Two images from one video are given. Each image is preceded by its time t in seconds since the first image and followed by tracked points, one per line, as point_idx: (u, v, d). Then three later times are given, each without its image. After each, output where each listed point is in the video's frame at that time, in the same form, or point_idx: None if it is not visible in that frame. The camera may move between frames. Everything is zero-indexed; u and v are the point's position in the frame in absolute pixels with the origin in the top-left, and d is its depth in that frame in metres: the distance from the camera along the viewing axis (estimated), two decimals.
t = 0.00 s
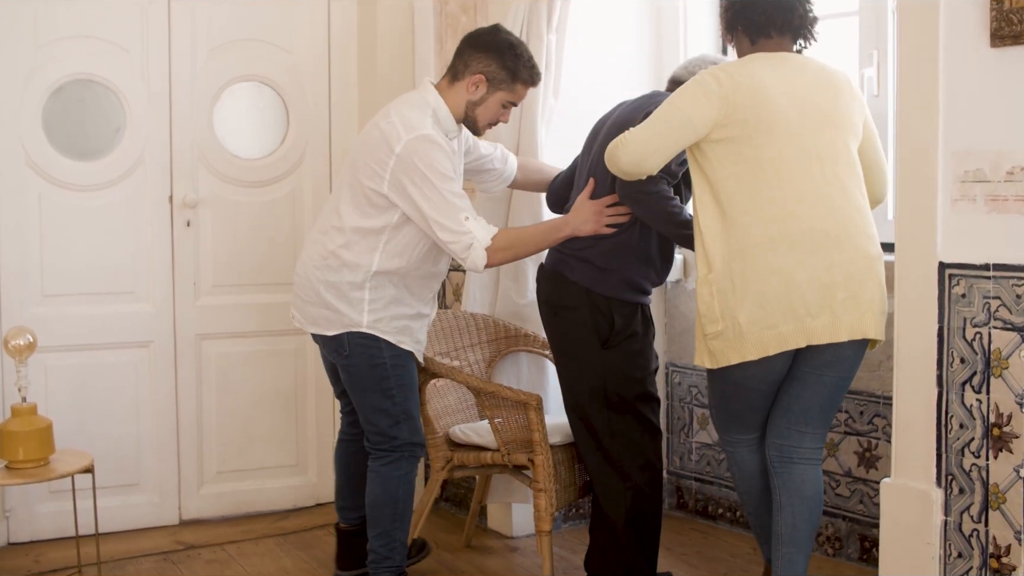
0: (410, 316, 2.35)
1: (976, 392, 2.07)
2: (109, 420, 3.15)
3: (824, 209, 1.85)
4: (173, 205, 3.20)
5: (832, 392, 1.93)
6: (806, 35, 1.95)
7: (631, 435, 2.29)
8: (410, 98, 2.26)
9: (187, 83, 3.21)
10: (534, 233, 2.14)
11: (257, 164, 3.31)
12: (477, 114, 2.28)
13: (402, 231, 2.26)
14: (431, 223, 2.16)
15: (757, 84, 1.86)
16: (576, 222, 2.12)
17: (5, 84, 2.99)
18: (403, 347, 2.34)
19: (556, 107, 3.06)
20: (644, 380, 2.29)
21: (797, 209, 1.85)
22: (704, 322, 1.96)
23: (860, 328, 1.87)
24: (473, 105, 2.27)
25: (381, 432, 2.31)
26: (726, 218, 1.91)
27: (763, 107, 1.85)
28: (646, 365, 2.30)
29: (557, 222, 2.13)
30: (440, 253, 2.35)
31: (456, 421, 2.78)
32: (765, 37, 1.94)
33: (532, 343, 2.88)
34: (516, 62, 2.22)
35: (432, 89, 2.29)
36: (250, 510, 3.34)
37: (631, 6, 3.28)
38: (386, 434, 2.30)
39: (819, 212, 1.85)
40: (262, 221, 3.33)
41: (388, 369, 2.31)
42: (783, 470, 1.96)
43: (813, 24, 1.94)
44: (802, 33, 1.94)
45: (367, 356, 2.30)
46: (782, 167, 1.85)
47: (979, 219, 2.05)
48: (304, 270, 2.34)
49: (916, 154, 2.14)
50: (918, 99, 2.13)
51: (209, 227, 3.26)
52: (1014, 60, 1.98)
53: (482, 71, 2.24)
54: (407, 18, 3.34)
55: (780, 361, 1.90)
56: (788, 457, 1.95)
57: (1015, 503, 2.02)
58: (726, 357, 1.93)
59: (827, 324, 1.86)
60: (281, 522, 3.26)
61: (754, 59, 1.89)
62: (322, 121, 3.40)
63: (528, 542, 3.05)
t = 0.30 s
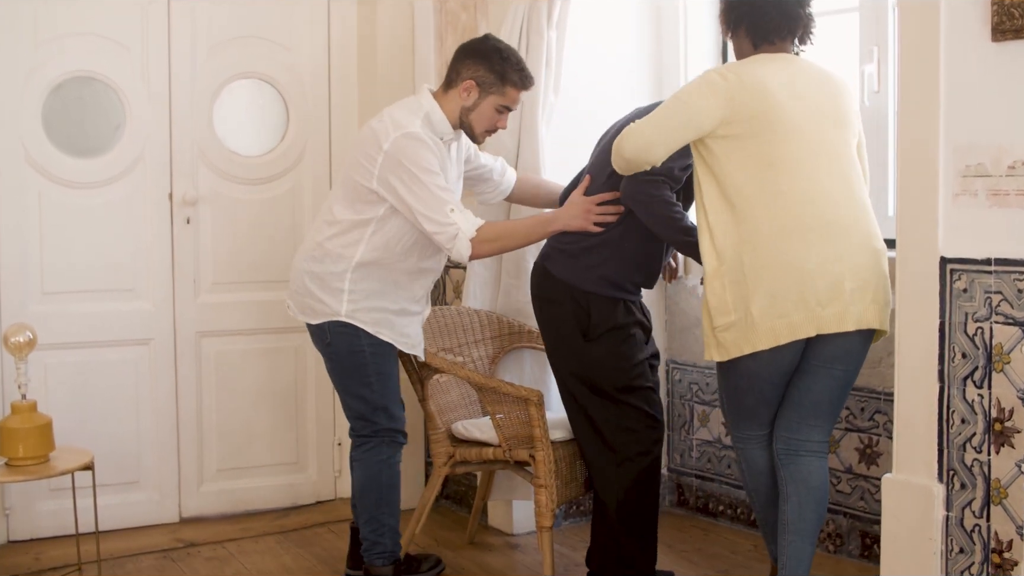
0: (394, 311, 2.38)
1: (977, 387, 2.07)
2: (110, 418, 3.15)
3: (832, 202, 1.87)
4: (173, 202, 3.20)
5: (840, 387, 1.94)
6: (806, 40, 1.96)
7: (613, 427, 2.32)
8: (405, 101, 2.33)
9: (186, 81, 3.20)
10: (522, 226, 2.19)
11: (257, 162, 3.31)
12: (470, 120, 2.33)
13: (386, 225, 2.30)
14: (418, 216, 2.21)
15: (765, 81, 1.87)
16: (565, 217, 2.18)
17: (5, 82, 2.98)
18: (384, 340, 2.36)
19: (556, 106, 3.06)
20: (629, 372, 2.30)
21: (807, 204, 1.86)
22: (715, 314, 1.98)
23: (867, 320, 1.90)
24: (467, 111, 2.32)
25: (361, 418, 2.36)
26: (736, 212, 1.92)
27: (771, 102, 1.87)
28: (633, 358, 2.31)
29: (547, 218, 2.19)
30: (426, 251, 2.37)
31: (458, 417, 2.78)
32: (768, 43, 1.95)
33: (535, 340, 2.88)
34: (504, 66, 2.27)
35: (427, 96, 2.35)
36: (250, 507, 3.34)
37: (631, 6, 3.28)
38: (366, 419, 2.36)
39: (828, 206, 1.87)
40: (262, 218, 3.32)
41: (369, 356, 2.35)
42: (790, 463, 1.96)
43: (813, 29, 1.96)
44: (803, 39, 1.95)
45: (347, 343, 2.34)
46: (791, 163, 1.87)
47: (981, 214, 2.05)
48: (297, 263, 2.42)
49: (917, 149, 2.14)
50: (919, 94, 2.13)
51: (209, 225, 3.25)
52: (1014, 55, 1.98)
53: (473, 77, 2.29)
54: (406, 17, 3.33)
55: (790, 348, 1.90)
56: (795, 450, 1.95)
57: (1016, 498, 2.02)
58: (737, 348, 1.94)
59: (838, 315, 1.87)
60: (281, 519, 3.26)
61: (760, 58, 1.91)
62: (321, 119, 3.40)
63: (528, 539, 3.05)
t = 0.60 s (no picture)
0: (368, 299, 2.55)
1: (978, 382, 2.07)
2: (109, 414, 3.15)
3: (832, 193, 2.00)
4: (173, 199, 3.20)
5: (847, 375, 2.09)
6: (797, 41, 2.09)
7: (603, 430, 2.37)
8: (398, 104, 2.47)
9: (186, 78, 3.20)
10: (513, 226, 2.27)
11: (256, 159, 3.30)
12: (462, 123, 2.45)
13: (364, 218, 2.49)
14: (401, 207, 2.36)
15: (765, 78, 1.99)
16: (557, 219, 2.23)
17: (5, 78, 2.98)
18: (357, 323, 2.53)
19: (556, 103, 3.05)
20: (617, 377, 2.33)
21: (808, 194, 1.99)
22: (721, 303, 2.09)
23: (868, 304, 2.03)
24: (457, 114, 2.44)
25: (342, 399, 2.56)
26: (741, 202, 2.03)
27: (775, 97, 1.99)
28: (622, 362, 2.33)
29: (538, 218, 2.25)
30: (403, 244, 2.55)
31: (457, 414, 2.77)
32: (765, 41, 2.07)
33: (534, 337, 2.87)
34: (489, 70, 2.37)
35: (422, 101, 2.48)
36: (249, 504, 3.33)
37: (631, 8, 3.28)
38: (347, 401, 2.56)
39: (829, 196, 2.00)
40: (262, 215, 3.32)
41: (346, 341, 2.53)
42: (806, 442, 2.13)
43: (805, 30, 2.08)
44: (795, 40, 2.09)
45: (324, 329, 2.53)
46: (793, 156, 1.99)
47: (982, 210, 2.04)
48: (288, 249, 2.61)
49: (918, 145, 2.14)
50: (920, 90, 2.13)
51: (209, 221, 3.25)
52: (1015, 51, 1.97)
53: (461, 82, 2.41)
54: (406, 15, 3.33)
55: (798, 335, 2.02)
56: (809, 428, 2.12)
57: (1017, 495, 2.02)
58: (742, 333, 2.06)
59: (840, 301, 2.00)
60: (281, 516, 3.26)
61: (756, 55, 2.03)
62: (321, 116, 3.39)
63: (528, 536, 3.05)
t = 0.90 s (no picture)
0: (357, 297, 2.60)
1: (978, 377, 2.07)
2: (108, 411, 3.14)
3: (839, 189, 2.10)
4: (173, 195, 3.20)
5: (838, 366, 2.24)
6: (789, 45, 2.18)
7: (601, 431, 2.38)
8: (390, 101, 2.52)
9: (186, 75, 3.20)
10: (501, 232, 2.31)
11: (256, 155, 3.30)
12: (451, 116, 2.47)
13: (349, 215, 2.55)
14: (388, 203, 2.40)
15: (768, 79, 2.09)
16: (546, 228, 2.29)
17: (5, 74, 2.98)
18: (337, 326, 2.58)
19: (555, 99, 3.05)
20: (607, 380, 2.34)
21: (816, 189, 2.08)
22: (735, 299, 2.15)
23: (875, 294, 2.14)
24: (445, 108, 2.47)
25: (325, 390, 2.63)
26: (752, 199, 2.11)
27: (780, 96, 2.09)
28: (613, 363, 2.34)
29: (527, 226, 2.30)
30: (395, 243, 2.58)
31: (456, 410, 2.76)
32: (759, 46, 2.15)
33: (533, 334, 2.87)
34: (471, 58, 2.40)
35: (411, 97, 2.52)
36: (248, 501, 3.33)
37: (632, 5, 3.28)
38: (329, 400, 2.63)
39: (836, 192, 2.10)
40: (262, 212, 3.32)
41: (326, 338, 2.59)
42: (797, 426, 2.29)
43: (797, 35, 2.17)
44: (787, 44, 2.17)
45: (311, 327, 2.60)
46: (802, 153, 2.09)
47: (982, 204, 2.04)
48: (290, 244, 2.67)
49: (917, 139, 2.14)
50: (920, 84, 2.13)
51: (208, 218, 3.25)
52: (1016, 45, 1.97)
53: (446, 76, 2.44)
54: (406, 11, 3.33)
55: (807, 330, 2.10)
56: (799, 414, 2.28)
57: (1017, 489, 2.02)
58: (759, 327, 2.12)
59: (853, 292, 2.10)
60: (281, 513, 3.26)
61: (756, 57, 2.12)
62: (321, 113, 3.39)
63: (527, 533, 3.05)
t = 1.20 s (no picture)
0: (345, 297, 2.60)
1: (977, 372, 2.07)
2: (107, 408, 3.14)
3: (850, 181, 2.16)
4: (171, 192, 3.19)
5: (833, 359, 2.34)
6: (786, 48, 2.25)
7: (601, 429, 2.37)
8: (384, 101, 2.52)
9: (184, 72, 3.19)
10: (490, 239, 2.33)
11: (254, 152, 3.30)
12: (442, 117, 2.47)
13: (342, 215, 2.56)
14: (376, 204, 2.42)
15: (771, 75, 2.15)
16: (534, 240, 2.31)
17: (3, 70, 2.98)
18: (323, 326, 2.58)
19: (555, 95, 3.05)
20: (601, 380, 2.34)
21: (828, 180, 2.14)
22: (755, 293, 2.17)
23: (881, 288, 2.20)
24: (436, 110, 2.47)
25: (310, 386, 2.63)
26: (767, 191, 2.15)
27: (784, 91, 2.15)
28: (606, 362, 2.35)
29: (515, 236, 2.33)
30: (385, 244, 2.59)
31: (455, 406, 2.76)
32: (760, 48, 2.22)
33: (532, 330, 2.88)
34: (459, 59, 2.40)
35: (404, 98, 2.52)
36: (246, 498, 3.33)
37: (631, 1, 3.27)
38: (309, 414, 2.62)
39: (847, 183, 2.15)
40: (260, 209, 3.31)
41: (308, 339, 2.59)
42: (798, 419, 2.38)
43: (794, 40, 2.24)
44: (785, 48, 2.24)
45: (296, 324, 2.60)
46: (811, 146, 2.14)
47: (982, 199, 2.04)
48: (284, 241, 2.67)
49: (917, 134, 2.13)
50: (919, 78, 2.12)
51: (207, 214, 3.24)
52: (1015, 40, 1.97)
53: (435, 77, 2.43)
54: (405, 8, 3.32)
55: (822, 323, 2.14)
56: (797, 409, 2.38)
57: (1016, 484, 2.01)
58: (782, 320, 2.14)
59: (870, 282, 2.16)
60: (279, 510, 3.25)
61: (757, 55, 2.18)
62: (320, 110, 3.38)
63: (527, 529, 3.04)
